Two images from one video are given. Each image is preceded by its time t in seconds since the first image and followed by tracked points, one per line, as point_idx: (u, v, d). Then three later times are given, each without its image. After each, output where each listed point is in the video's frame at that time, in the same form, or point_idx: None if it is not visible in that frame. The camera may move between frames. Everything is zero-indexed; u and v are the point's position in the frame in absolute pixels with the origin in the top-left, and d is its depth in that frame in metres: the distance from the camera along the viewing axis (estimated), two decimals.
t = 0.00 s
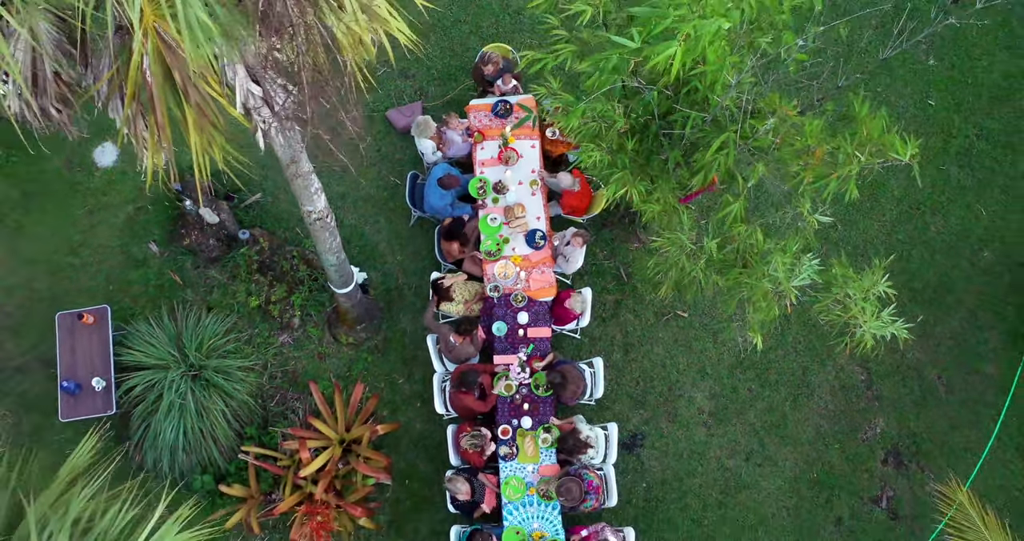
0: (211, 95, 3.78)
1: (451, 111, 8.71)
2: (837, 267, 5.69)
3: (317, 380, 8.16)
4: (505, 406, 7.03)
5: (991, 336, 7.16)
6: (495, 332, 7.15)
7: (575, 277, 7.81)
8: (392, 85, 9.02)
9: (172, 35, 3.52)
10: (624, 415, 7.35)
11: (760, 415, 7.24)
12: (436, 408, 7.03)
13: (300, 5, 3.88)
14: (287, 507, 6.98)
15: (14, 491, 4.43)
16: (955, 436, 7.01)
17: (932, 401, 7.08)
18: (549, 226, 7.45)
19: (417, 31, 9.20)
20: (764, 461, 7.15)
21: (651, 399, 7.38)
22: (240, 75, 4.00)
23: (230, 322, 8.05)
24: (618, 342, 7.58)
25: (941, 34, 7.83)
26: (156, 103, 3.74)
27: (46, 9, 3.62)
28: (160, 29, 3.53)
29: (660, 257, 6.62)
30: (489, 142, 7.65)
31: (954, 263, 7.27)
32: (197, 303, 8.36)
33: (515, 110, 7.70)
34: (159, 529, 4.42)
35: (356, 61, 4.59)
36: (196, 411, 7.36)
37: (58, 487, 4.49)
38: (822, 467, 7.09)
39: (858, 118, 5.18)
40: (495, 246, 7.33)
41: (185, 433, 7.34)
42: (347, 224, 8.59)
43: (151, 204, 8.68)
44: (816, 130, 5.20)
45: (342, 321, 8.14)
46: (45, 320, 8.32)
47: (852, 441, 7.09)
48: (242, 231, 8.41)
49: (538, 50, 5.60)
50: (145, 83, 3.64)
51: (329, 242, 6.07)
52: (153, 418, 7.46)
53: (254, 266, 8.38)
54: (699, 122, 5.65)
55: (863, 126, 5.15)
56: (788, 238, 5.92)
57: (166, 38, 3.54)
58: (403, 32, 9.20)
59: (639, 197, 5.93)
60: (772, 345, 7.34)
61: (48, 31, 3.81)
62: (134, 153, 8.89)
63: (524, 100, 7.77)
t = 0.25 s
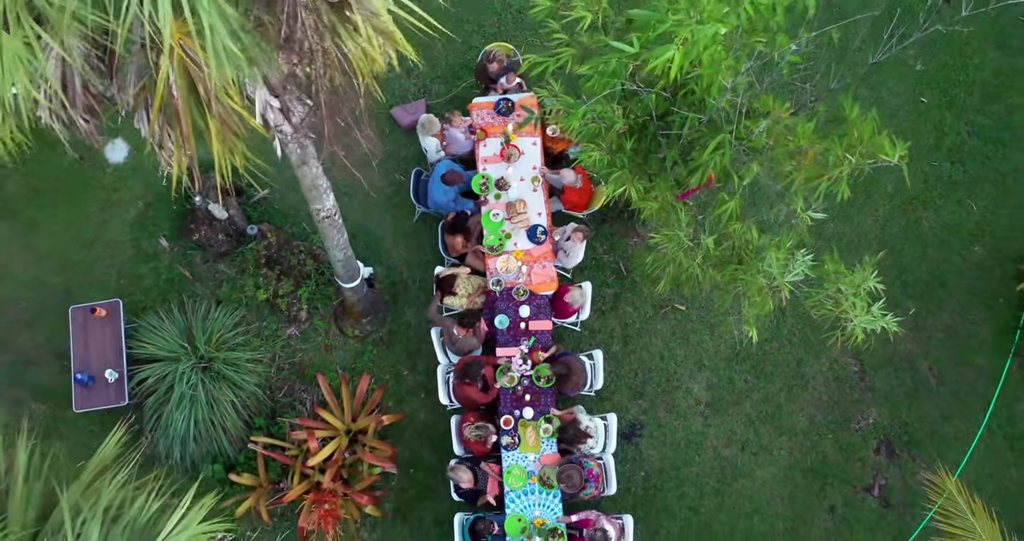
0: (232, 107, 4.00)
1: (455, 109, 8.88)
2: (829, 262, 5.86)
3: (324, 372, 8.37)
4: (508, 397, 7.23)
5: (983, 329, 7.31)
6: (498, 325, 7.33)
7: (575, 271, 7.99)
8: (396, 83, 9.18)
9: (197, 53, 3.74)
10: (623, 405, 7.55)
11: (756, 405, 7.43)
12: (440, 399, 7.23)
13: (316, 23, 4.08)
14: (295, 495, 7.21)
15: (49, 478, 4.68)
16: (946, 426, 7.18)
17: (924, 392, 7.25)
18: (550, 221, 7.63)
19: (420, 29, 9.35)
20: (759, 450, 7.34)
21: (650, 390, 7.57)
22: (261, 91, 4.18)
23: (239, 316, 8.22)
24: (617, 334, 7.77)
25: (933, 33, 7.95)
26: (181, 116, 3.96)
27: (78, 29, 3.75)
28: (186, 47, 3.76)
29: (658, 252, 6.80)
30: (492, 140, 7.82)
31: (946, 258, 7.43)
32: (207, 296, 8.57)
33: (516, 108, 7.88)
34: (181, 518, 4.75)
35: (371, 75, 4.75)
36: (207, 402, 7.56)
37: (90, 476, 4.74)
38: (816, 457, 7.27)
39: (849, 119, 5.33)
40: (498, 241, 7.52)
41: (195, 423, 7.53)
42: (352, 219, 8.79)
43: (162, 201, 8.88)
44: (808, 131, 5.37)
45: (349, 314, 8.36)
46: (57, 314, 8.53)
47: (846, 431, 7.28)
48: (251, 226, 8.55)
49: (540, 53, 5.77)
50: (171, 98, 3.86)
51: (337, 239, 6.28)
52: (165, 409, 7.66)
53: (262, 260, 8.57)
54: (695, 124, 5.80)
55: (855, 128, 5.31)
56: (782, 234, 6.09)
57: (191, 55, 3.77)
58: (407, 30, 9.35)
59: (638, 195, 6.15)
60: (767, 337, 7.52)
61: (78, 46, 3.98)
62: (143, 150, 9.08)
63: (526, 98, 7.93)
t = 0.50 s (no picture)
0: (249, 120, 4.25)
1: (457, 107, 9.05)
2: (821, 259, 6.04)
3: (329, 364, 8.59)
4: (509, 389, 7.43)
5: (973, 323, 7.47)
6: (499, 319, 7.51)
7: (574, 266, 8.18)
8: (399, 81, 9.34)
9: (219, 70, 4.02)
10: (621, 396, 7.74)
11: (751, 397, 7.61)
12: (442, 391, 7.43)
13: (332, 44, 4.20)
14: (302, 484, 7.44)
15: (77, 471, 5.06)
16: (936, 417, 7.35)
17: (915, 384, 7.42)
18: (550, 217, 7.80)
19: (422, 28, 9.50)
20: (754, 440, 7.54)
21: (647, 382, 7.77)
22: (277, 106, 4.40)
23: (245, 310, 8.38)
24: (615, 328, 7.96)
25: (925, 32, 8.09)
26: (201, 128, 4.15)
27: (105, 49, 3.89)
28: (208, 64, 4.03)
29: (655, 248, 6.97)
30: (493, 137, 7.98)
31: (938, 254, 7.58)
32: (215, 290, 8.77)
33: (517, 106, 8.05)
34: (202, 509, 4.91)
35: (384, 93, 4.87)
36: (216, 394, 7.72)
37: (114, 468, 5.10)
38: (809, 446, 7.46)
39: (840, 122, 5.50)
40: (499, 237, 7.70)
41: (204, 414, 7.68)
42: (357, 215, 8.99)
43: (170, 197, 9.06)
44: (800, 134, 5.54)
45: (354, 308, 8.58)
46: (69, 308, 8.74)
47: (838, 422, 7.46)
48: (258, 222, 8.77)
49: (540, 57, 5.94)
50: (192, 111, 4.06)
51: (344, 238, 6.50)
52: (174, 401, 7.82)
53: (269, 255, 8.76)
54: (691, 125, 5.97)
55: (845, 131, 5.48)
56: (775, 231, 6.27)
57: (212, 70, 4.04)
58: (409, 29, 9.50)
59: (635, 193, 6.38)
60: (762, 330, 7.69)
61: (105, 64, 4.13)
62: (152, 147, 9.25)
63: (526, 96, 8.09)
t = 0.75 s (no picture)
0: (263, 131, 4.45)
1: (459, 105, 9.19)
2: (813, 257, 6.21)
3: (334, 357, 8.79)
4: (509, 381, 7.61)
5: (964, 316, 7.63)
6: (499, 312, 7.70)
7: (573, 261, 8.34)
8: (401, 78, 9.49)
9: (238, 86, 4.23)
10: (619, 388, 7.93)
11: (745, 388, 7.79)
12: (445, 383, 7.62)
13: (342, 63, 4.29)
14: (308, 473, 7.67)
15: (99, 463, 5.36)
16: (925, 408, 7.52)
17: (905, 375, 7.59)
18: (549, 213, 7.96)
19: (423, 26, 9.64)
20: (748, 431, 7.72)
21: (644, 374, 7.95)
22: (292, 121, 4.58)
23: (251, 304, 8.58)
24: (613, 321, 8.13)
25: (916, 32, 8.23)
26: (218, 139, 4.36)
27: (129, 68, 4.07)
28: (226, 78, 4.22)
29: (651, 245, 7.18)
30: (493, 135, 8.13)
31: (930, 249, 7.73)
32: (222, 285, 8.97)
33: (517, 104, 8.20)
34: (218, 498, 5.14)
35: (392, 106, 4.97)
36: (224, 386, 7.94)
37: (134, 461, 5.37)
38: (802, 437, 7.64)
39: (831, 125, 5.67)
40: (499, 232, 7.85)
41: (213, 405, 7.92)
42: (360, 211, 9.18)
43: (177, 193, 9.23)
44: (791, 136, 5.72)
45: (358, 302, 8.75)
46: (78, 303, 8.94)
47: (831, 413, 7.64)
48: (264, 218, 8.93)
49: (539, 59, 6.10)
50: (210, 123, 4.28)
51: (349, 235, 6.69)
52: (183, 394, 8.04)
53: (275, 250, 8.95)
54: (686, 126, 6.13)
55: (835, 134, 5.66)
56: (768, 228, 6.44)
57: (230, 86, 4.26)
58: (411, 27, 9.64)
59: (632, 192, 6.49)
60: (755, 323, 7.87)
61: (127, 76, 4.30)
62: (158, 144, 9.41)
63: (526, 95, 8.23)
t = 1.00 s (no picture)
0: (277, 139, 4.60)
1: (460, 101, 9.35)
2: (805, 253, 6.38)
3: (339, 349, 9.00)
4: (509, 372, 7.76)
5: (954, 309, 7.79)
6: (500, 305, 7.86)
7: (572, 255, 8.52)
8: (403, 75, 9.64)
9: (253, 99, 4.38)
10: (617, 379, 8.12)
11: (740, 379, 7.98)
12: (447, 374, 7.80)
13: (354, 79, 4.54)
14: (314, 462, 7.89)
15: (120, 454, 5.59)
16: (915, 399, 7.70)
17: (896, 367, 7.76)
18: (549, 208, 8.12)
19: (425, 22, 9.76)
20: (743, 420, 7.92)
21: (642, 365, 8.14)
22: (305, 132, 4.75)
23: (257, 297, 8.77)
24: (611, 314, 8.32)
25: (910, 29, 8.34)
26: (233, 147, 4.55)
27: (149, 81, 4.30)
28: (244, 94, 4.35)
29: (649, 241, 7.39)
30: (494, 132, 8.29)
31: (922, 244, 7.88)
32: (229, 278, 9.17)
33: (517, 102, 8.35)
34: (234, 486, 5.39)
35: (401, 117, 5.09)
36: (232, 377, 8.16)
37: (153, 452, 5.60)
38: (795, 426, 7.84)
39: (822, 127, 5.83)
40: (500, 227, 8.00)
41: (221, 397, 8.11)
42: (364, 205, 9.36)
43: (184, 188, 9.41)
44: (783, 137, 5.89)
45: (362, 295, 8.95)
46: (88, 297, 9.16)
47: (823, 403, 7.82)
48: (269, 213, 9.11)
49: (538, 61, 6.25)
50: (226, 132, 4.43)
51: (353, 231, 6.87)
52: (191, 384, 8.25)
53: (280, 245, 9.16)
54: (681, 126, 6.29)
55: (826, 136, 5.82)
56: (761, 225, 6.60)
57: (246, 98, 4.40)
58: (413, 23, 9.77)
59: (628, 188, 6.69)
60: (750, 316, 8.03)
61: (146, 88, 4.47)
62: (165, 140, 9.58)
63: (526, 92, 8.38)
